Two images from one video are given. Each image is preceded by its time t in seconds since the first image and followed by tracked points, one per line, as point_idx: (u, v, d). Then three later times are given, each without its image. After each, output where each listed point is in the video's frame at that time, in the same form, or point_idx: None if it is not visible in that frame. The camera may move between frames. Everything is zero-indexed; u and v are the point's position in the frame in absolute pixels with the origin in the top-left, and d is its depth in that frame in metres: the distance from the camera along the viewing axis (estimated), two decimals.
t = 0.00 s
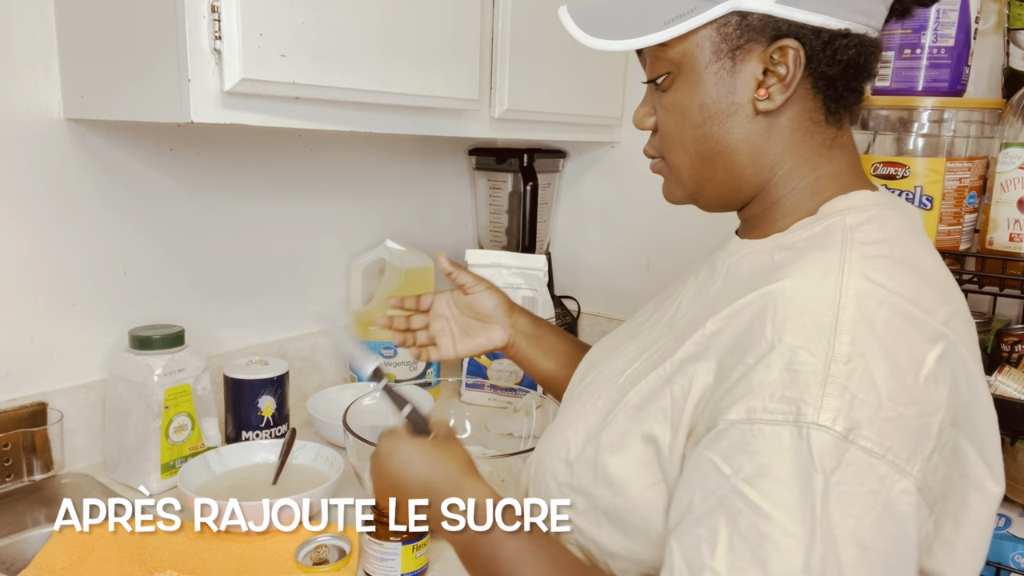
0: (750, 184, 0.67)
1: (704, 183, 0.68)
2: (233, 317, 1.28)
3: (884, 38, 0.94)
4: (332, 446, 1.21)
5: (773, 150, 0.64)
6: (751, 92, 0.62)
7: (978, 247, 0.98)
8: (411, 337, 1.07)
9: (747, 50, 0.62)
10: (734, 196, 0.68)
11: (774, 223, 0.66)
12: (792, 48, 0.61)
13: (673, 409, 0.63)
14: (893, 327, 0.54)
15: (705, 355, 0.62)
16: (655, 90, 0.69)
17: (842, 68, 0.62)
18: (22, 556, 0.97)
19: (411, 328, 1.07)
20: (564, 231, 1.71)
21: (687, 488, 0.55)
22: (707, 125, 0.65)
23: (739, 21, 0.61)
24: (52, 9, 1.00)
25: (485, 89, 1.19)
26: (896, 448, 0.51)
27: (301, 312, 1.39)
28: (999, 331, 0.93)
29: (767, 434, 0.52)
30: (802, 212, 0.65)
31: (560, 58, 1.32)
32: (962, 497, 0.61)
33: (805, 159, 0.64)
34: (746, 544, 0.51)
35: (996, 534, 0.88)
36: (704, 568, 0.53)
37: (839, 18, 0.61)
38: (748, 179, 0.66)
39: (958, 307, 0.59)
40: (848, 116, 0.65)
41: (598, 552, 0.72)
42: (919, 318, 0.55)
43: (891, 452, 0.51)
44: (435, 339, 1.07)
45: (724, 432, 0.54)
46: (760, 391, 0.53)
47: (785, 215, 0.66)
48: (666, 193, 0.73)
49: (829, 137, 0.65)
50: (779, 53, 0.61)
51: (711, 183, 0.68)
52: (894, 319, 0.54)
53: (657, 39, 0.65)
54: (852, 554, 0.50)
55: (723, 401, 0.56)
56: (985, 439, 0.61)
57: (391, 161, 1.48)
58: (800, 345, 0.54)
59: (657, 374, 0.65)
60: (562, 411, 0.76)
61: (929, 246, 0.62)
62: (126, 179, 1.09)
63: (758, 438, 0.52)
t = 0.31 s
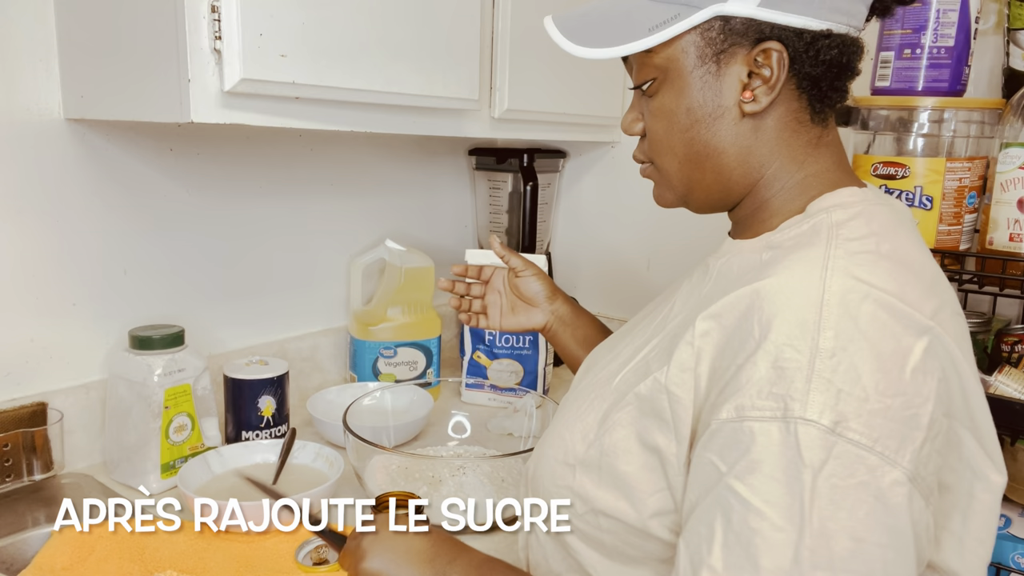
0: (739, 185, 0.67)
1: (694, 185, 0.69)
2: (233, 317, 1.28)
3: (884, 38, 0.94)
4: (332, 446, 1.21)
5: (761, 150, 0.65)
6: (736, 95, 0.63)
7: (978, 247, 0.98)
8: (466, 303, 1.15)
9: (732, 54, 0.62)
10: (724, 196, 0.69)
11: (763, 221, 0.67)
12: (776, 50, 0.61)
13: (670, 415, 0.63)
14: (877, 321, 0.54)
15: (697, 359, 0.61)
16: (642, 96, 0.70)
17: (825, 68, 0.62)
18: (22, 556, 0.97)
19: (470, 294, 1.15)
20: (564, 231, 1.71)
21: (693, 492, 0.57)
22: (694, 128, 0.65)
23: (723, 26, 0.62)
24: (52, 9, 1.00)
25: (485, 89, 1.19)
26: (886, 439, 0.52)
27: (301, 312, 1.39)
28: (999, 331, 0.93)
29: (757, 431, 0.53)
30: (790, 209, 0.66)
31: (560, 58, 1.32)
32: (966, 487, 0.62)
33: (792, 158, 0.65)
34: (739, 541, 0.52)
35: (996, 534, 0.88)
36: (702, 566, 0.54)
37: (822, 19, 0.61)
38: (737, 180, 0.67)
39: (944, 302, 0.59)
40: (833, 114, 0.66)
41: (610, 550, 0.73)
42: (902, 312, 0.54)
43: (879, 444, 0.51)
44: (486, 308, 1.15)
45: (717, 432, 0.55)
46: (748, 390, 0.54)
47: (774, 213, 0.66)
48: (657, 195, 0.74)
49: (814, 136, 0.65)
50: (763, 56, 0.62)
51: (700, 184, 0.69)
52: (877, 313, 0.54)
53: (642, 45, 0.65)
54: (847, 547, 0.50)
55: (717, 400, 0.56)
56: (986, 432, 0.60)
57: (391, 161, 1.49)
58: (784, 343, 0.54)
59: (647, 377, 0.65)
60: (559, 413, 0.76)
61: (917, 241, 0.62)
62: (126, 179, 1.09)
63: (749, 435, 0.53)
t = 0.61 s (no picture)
0: (730, 186, 0.67)
1: (686, 187, 0.69)
2: (233, 317, 1.28)
3: (884, 38, 0.94)
4: (332, 446, 1.21)
5: (750, 151, 0.65)
6: (723, 98, 0.64)
7: (978, 247, 0.98)
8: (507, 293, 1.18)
9: (717, 58, 0.63)
10: (716, 197, 0.69)
11: (754, 222, 0.67)
12: (759, 54, 0.62)
13: (652, 408, 0.63)
14: (847, 314, 0.54)
15: (678, 354, 0.62)
16: (634, 100, 0.70)
17: (810, 70, 0.62)
18: (22, 556, 0.97)
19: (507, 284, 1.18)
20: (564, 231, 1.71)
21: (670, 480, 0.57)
22: (683, 131, 0.66)
23: (706, 31, 0.63)
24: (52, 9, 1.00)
25: (485, 89, 1.19)
26: (852, 430, 0.52)
27: (301, 312, 1.39)
28: (999, 331, 0.93)
29: (727, 421, 0.53)
30: (778, 208, 0.65)
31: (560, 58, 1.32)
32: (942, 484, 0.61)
33: (780, 159, 0.65)
34: (708, 530, 0.53)
35: (996, 534, 0.89)
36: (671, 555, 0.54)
37: (804, 20, 0.61)
38: (727, 181, 0.67)
39: (922, 297, 0.58)
40: (821, 114, 0.66)
41: (600, 543, 0.73)
42: (872, 306, 0.55)
43: (845, 434, 0.52)
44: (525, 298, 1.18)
45: (693, 423, 0.55)
46: (721, 382, 0.55)
47: (764, 212, 0.66)
48: (653, 197, 0.74)
49: (803, 136, 0.65)
50: (747, 59, 0.62)
51: (691, 186, 0.69)
52: (845, 307, 0.54)
53: (631, 51, 0.66)
54: (813, 536, 0.50)
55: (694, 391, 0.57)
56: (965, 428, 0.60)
57: (391, 161, 1.49)
58: (755, 336, 0.55)
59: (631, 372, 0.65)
60: (555, 409, 0.77)
61: (899, 236, 0.62)
62: (126, 179, 1.09)
63: (721, 426, 0.53)
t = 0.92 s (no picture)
0: (727, 188, 0.68)
1: (685, 190, 0.70)
2: (233, 317, 1.28)
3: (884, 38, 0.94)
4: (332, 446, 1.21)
5: (744, 153, 0.65)
6: (712, 103, 0.64)
7: (978, 247, 0.98)
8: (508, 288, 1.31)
9: (704, 65, 0.64)
10: (715, 200, 0.70)
11: (751, 223, 0.67)
12: (743, 59, 0.62)
13: (652, 402, 0.63)
14: (842, 308, 0.54)
15: (679, 347, 0.62)
16: (633, 108, 0.72)
17: (796, 72, 0.63)
18: (22, 556, 0.97)
19: (509, 282, 1.30)
20: (564, 231, 1.71)
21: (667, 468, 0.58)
22: (675, 137, 0.67)
23: (691, 38, 0.64)
24: (52, 9, 1.00)
25: (485, 89, 1.19)
26: (841, 422, 0.52)
27: (301, 312, 1.39)
28: (999, 331, 0.93)
29: (721, 413, 0.53)
30: (777, 207, 0.65)
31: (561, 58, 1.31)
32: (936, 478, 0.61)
33: (775, 160, 0.65)
34: (698, 516, 0.53)
35: (996, 534, 0.89)
36: (663, 539, 0.55)
37: (787, 24, 0.62)
38: (723, 184, 0.67)
39: (919, 295, 0.58)
40: (814, 113, 0.66)
41: (600, 538, 0.73)
42: (866, 300, 0.55)
43: (836, 426, 0.52)
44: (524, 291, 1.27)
45: (689, 414, 0.55)
46: (718, 373, 0.54)
47: (761, 213, 0.66)
48: (657, 202, 0.75)
49: (797, 137, 0.65)
50: (732, 64, 0.63)
51: (690, 189, 0.70)
52: (839, 300, 0.54)
53: (621, 61, 0.68)
54: (798, 524, 0.51)
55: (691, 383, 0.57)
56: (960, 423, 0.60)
57: (391, 161, 1.48)
58: (753, 328, 0.54)
59: (632, 365, 0.65)
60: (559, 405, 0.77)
61: (896, 234, 0.62)
62: (126, 179, 1.09)
63: (715, 417, 0.53)
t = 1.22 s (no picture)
0: (719, 192, 0.68)
1: (678, 194, 0.71)
2: (233, 317, 1.28)
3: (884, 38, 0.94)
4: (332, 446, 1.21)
5: (735, 155, 0.66)
6: (700, 110, 0.65)
7: (978, 247, 0.98)
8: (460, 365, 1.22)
9: (691, 72, 0.65)
10: (708, 203, 0.70)
11: (745, 226, 0.68)
12: (729, 66, 0.63)
13: (664, 400, 0.63)
14: (860, 297, 0.55)
15: (690, 346, 0.62)
16: (626, 113, 0.73)
17: (781, 81, 0.63)
18: (22, 556, 0.97)
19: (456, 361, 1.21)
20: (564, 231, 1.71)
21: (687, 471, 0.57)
22: (666, 143, 0.68)
23: (679, 46, 0.64)
24: (52, 9, 1.00)
25: (485, 89, 1.19)
26: (873, 410, 0.53)
27: (302, 312, 1.39)
28: (999, 331, 0.93)
29: (749, 408, 0.53)
30: (770, 210, 0.66)
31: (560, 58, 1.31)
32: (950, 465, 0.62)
33: (765, 165, 0.66)
34: (733, 515, 0.52)
35: (996, 534, 0.89)
36: (695, 543, 0.54)
37: (773, 32, 0.62)
38: (715, 188, 0.68)
39: (928, 282, 0.60)
40: (806, 117, 0.66)
41: (611, 537, 0.73)
42: (882, 289, 0.55)
43: (868, 413, 0.52)
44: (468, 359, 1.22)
45: (712, 413, 0.55)
46: (742, 369, 0.54)
47: (753, 217, 0.67)
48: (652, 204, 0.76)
49: (788, 140, 0.65)
50: (719, 72, 0.63)
51: (683, 193, 0.70)
52: (858, 292, 0.55)
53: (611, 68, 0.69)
54: (843, 515, 0.51)
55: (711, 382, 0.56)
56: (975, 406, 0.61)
57: (391, 161, 1.48)
58: (773, 323, 0.54)
59: (641, 363, 0.65)
60: (559, 408, 0.77)
61: (899, 225, 0.63)
62: (126, 179, 1.09)
63: (742, 414, 0.53)
